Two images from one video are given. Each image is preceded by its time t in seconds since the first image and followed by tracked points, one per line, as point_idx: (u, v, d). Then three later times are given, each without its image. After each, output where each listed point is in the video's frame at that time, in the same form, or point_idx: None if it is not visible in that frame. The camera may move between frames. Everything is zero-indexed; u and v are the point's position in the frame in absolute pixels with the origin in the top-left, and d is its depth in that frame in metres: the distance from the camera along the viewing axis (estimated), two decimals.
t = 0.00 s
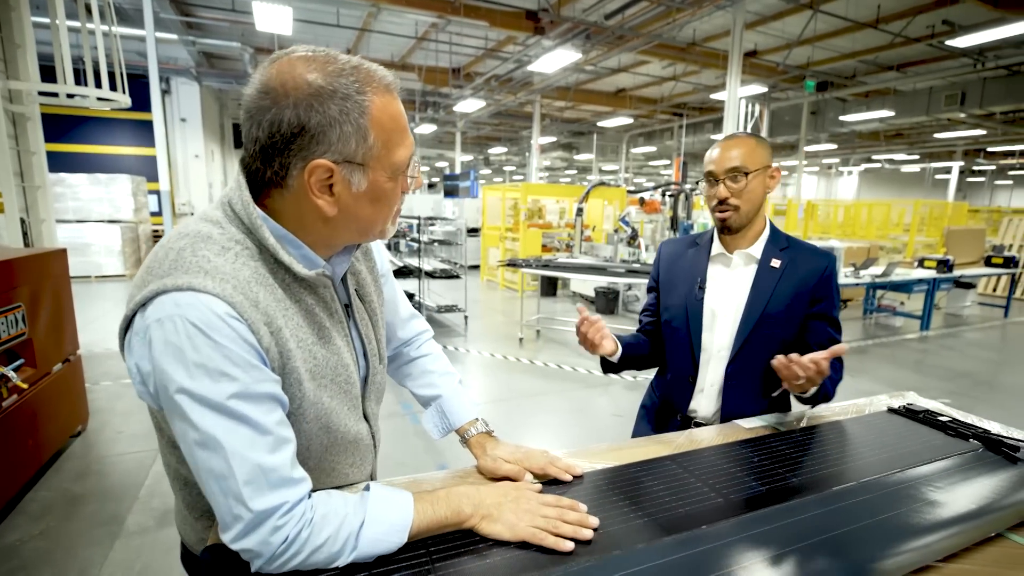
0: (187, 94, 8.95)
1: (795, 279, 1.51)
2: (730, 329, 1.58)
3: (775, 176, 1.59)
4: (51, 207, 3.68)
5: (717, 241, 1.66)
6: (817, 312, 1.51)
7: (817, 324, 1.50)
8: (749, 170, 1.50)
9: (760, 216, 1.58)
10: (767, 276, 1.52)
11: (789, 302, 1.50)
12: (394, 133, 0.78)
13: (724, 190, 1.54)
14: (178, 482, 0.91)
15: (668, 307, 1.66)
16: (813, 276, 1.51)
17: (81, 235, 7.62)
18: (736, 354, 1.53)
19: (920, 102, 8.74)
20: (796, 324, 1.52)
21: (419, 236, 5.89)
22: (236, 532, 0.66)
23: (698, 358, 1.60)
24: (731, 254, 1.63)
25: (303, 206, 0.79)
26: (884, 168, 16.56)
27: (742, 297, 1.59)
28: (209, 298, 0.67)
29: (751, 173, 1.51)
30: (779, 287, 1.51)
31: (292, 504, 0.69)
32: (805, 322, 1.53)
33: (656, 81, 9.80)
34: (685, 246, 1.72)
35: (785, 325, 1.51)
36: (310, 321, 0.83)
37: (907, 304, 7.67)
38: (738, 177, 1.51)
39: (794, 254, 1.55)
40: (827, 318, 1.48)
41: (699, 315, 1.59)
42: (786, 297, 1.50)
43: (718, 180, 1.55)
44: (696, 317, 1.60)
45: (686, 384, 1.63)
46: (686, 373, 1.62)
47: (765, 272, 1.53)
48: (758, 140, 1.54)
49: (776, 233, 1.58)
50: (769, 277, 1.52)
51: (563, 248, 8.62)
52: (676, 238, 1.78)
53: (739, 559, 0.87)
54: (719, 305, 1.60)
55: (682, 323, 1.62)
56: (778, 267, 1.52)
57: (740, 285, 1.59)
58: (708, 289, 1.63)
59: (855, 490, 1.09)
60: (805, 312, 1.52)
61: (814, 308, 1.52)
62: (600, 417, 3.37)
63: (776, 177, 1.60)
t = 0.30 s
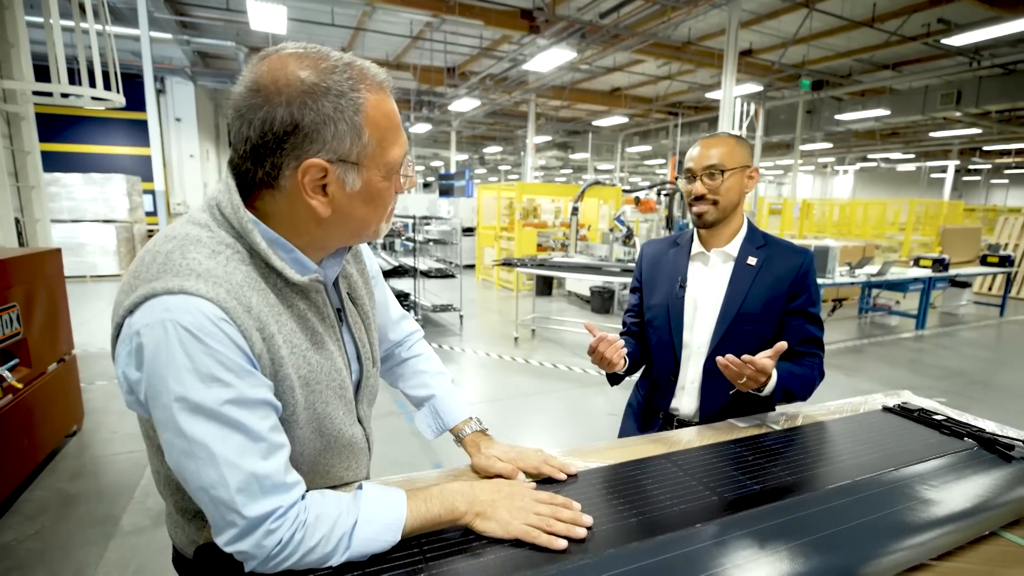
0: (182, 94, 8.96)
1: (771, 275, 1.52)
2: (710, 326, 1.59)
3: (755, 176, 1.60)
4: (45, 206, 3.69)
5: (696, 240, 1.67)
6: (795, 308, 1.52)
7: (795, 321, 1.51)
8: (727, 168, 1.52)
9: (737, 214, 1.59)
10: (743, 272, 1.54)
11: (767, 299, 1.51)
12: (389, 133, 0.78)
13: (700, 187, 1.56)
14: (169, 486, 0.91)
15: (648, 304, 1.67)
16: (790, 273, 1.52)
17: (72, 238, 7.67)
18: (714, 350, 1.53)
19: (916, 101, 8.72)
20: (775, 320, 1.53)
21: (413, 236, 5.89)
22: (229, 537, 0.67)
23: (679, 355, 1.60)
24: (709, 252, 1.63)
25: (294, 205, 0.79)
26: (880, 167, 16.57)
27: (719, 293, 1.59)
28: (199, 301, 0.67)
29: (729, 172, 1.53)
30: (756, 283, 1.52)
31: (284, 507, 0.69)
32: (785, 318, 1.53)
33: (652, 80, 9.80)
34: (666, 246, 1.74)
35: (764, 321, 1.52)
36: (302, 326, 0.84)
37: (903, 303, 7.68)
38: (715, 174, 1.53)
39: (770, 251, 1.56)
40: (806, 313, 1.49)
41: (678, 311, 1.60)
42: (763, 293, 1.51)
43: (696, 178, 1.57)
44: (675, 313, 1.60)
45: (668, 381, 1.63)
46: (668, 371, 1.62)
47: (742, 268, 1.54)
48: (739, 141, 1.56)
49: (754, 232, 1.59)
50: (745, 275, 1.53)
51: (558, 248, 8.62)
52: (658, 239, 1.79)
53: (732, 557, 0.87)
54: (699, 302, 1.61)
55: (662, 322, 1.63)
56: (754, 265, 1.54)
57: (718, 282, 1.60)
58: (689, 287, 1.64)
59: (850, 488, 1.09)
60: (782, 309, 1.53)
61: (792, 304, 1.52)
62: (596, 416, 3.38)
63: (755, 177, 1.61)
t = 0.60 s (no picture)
0: (178, 93, 8.93)
1: (758, 274, 1.53)
2: (699, 325, 1.59)
3: (744, 180, 1.62)
4: (42, 206, 3.68)
5: (682, 238, 1.67)
6: (781, 306, 1.53)
7: (783, 317, 1.52)
8: (717, 165, 1.53)
9: (723, 214, 1.60)
10: (731, 271, 1.54)
11: (754, 297, 1.52)
12: (375, 128, 0.78)
13: (687, 180, 1.57)
14: (165, 485, 0.91)
15: (638, 303, 1.66)
16: (776, 271, 1.53)
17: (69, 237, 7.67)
18: (703, 348, 1.54)
19: (913, 100, 8.69)
20: (762, 318, 1.54)
21: (411, 235, 5.87)
22: (220, 534, 0.67)
23: (669, 352, 1.60)
24: (697, 250, 1.63)
25: (279, 200, 0.79)
26: (877, 166, 16.60)
27: (707, 291, 1.60)
28: (183, 299, 0.67)
29: (719, 170, 1.54)
30: (743, 281, 1.53)
31: (276, 504, 0.69)
32: (772, 315, 1.55)
33: (649, 79, 9.80)
34: (654, 244, 1.72)
35: (752, 320, 1.53)
36: (290, 323, 0.83)
37: (899, 302, 7.70)
38: (705, 170, 1.54)
39: (757, 250, 1.56)
40: (792, 311, 1.51)
41: (669, 310, 1.60)
42: (751, 292, 1.52)
43: (686, 172, 1.58)
44: (665, 311, 1.60)
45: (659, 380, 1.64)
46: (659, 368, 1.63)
47: (730, 267, 1.54)
48: (733, 142, 1.57)
49: (740, 231, 1.59)
50: (733, 274, 1.53)
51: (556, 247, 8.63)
52: (646, 236, 1.77)
53: (730, 555, 0.87)
54: (687, 300, 1.61)
55: (651, 319, 1.63)
56: (742, 263, 1.54)
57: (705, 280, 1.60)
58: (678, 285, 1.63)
59: (847, 487, 1.09)
60: (769, 307, 1.54)
61: (779, 301, 1.54)
62: (593, 416, 3.38)
63: (745, 182, 1.62)
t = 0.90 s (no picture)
0: (177, 94, 8.97)
1: (763, 274, 1.53)
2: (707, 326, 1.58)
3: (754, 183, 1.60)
4: (41, 207, 3.69)
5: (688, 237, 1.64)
6: (786, 305, 1.56)
7: (788, 317, 1.55)
8: (740, 180, 1.48)
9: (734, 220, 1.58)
10: (738, 272, 1.54)
11: (761, 297, 1.53)
12: (353, 114, 0.78)
13: (711, 196, 1.50)
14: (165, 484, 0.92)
15: (644, 305, 1.63)
16: (780, 270, 1.54)
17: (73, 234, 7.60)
18: (713, 350, 1.54)
19: (912, 98, 8.68)
20: (768, 317, 1.55)
21: (409, 235, 5.87)
22: (216, 530, 0.67)
23: (681, 354, 1.60)
24: (702, 251, 1.62)
25: (260, 188, 0.79)
26: (876, 164, 16.57)
27: (713, 292, 1.59)
28: (170, 294, 0.68)
29: (740, 184, 1.49)
30: (749, 281, 1.53)
31: (270, 499, 0.69)
32: (776, 314, 1.57)
33: (647, 79, 9.79)
34: (656, 244, 1.68)
35: (759, 320, 1.54)
36: (280, 315, 0.84)
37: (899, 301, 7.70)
38: (729, 186, 1.49)
39: (760, 250, 1.57)
40: (796, 310, 1.54)
41: (679, 313, 1.58)
42: (758, 293, 1.53)
43: (708, 185, 1.51)
44: (675, 314, 1.58)
45: (669, 383, 1.64)
46: (670, 371, 1.62)
47: (736, 268, 1.54)
48: (751, 150, 1.51)
49: (742, 230, 1.59)
50: (739, 274, 1.54)
51: (554, 246, 8.63)
52: (646, 234, 1.73)
53: (731, 555, 0.87)
54: (695, 303, 1.60)
55: (659, 322, 1.61)
56: (747, 264, 1.54)
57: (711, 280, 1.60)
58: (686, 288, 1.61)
59: (846, 486, 1.09)
60: (774, 306, 1.56)
61: (784, 301, 1.56)
62: (592, 415, 3.38)
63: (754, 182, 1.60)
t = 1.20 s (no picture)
0: (177, 94, 9.01)
1: (774, 275, 1.54)
2: (717, 327, 1.58)
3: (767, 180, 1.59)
4: (42, 207, 3.71)
5: (699, 236, 1.62)
6: (795, 304, 1.56)
7: (796, 317, 1.56)
8: (764, 183, 1.47)
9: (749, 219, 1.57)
10: (749, 273, 1.54)
11: (772, 297, 1.53)
12: (350, 118, 0.78)
13: (736, 199, 1.47)
14: (162, 485, 0.92)
15: (653, 305, 1.62)
16: (791, 270, 1.55)
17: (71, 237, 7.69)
18: (727, 351, 1.55)
19: (912, 95, 8.64)
20: (777, 318, 1.56)
21: (407, 235, 5.87)
22: (215, 531, 0.68)
23: (692, 355, 1.59)
24: (713, 251, 1.61)
25: (257, 190, 0.79)
26: (876, 162, 16.51)
27: (724, 292, 1.59)
28: (169, 296, 0.68)
29: (763, 186, 1.48)
30: (761, 281, 1.53)
31: (270, 500, 0.69)
32: (785, 314, 1.58)
33: (645, 77, 9.77)
34: (664, 243, 1.66)
35: (770, 320, 1.55)
36: (277, 317, 0.84)
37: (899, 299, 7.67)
38: (754, 188, 1.46)
39: (770, 250, 1.57)
40: (804, 311, 1.55)
41: (690, 314, 1.57)
42: (769, 293, 1.53)
43: (734, 187, 1.47)
44: (687, 314, 1.57)
45: (680, 385, 1.63)
46: (682, 373, 1.61)
47: (747, 268, 1.54)
48: (769, 152, 1.50)
49: (750, 229, 1.58)
50: (750, 274, 1.54)
51: (553, 245, 8.63)
52: (653, 233, 1.70)
53: (731, 555, 0.87)
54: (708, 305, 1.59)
55: (670, 323, 1.59)
56: (758, 264, 1.54)
57: (721, 281, 1.60)
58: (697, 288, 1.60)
59: (847, 486, 1.09)
60: (784, 306, 1.56)
61: (793, 300, 1.57)
62: (591, 414, 3.39)
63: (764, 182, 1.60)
